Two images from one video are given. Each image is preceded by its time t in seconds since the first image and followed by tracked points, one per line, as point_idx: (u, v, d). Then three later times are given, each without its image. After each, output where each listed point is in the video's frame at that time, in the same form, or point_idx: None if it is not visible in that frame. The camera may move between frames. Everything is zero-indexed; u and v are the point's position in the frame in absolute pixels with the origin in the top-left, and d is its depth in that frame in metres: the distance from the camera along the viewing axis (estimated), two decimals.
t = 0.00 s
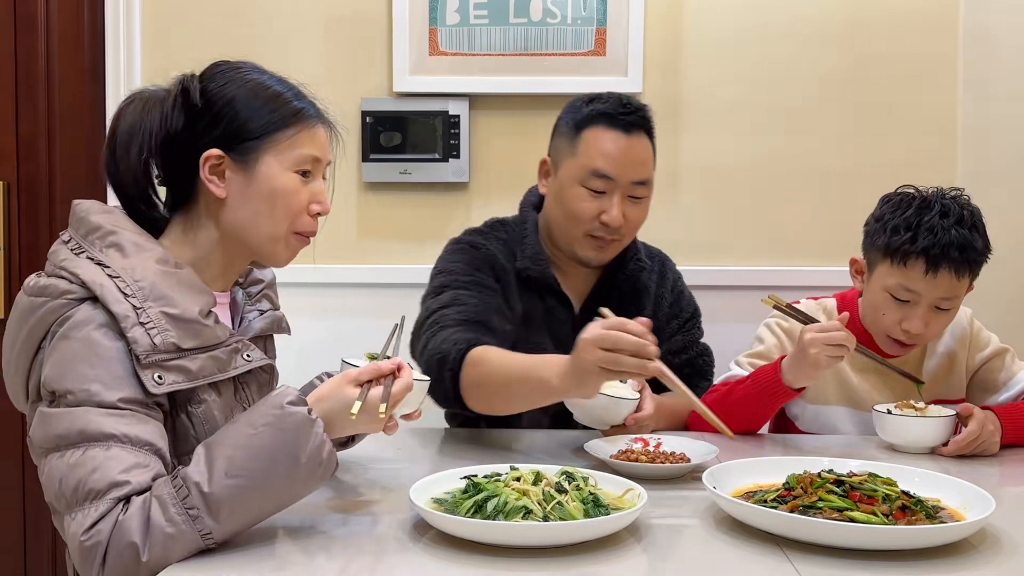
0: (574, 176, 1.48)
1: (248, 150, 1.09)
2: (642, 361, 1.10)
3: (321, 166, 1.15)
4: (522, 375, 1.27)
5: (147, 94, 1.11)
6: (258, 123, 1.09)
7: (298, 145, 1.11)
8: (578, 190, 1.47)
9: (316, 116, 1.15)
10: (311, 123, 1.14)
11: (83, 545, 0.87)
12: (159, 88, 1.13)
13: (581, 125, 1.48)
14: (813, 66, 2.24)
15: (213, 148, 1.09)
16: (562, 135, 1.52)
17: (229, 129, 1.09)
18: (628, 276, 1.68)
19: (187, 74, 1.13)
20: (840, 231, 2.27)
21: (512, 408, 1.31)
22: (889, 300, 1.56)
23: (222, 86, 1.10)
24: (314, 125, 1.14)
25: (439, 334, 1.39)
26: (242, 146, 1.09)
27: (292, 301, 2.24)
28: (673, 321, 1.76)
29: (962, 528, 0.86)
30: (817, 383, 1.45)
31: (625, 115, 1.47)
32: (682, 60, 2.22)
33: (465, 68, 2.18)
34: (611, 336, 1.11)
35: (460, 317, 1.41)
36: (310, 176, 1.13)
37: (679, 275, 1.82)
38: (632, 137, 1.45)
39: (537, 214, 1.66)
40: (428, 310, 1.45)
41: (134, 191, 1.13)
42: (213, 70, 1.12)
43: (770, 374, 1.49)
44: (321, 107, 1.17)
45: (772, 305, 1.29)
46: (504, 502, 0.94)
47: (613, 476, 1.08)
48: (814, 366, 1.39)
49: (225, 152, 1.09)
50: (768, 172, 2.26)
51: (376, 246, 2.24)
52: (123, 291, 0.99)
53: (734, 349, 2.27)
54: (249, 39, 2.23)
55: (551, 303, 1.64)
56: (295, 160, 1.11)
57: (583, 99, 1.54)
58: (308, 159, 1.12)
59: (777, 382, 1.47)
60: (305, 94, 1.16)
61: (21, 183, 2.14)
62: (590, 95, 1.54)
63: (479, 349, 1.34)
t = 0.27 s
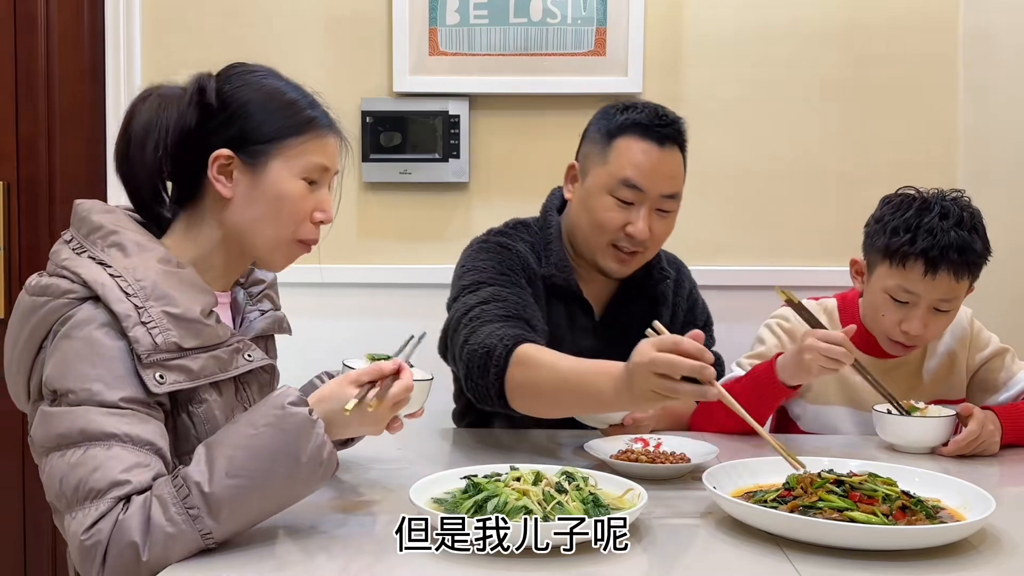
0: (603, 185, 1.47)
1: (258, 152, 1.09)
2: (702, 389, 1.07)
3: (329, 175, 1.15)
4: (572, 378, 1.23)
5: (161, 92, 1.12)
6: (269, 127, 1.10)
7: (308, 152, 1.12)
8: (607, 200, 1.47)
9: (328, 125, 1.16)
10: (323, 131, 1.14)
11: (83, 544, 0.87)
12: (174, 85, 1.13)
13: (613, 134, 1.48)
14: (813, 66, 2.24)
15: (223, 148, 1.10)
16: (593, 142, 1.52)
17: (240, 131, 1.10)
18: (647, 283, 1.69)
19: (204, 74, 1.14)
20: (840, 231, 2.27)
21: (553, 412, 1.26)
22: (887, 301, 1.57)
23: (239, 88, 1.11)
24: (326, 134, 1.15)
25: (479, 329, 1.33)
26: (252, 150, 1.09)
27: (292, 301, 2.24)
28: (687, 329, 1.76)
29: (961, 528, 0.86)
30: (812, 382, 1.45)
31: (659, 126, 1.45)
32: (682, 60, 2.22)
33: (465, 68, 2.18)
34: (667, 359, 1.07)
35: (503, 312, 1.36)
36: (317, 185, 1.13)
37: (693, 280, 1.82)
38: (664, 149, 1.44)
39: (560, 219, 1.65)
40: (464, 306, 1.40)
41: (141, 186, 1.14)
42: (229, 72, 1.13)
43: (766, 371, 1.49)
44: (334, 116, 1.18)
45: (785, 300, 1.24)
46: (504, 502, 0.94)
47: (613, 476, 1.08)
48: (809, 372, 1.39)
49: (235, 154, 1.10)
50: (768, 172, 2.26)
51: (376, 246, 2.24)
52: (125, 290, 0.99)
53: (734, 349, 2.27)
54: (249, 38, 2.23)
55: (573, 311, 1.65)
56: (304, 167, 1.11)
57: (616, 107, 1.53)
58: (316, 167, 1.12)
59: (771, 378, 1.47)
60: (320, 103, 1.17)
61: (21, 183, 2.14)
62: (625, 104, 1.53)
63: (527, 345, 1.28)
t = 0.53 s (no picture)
0: (615, 192, 1.47)
1: (274, 161, 1.10)
2: (708, 396, 1.07)
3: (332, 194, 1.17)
4: (572, 381, 1.22)
5: (198, 80, 1.11)
6: (287, 139, 1.11)
7: (321, 170, 1.14)
8: (619, 208, 1.47)
9: (341, 147, 1.17)
10: (336, 153, 1.16)
11: (79, 544, 0.88)
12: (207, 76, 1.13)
13: (629, 141, 1.48)
14: (812, 66, 2.24)
15: (241, 151, 1.10)
16: (607, 146, 1.52)
17: (258, 138, 1.10)
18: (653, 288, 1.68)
19: (232, 70, 1.15)
20: (840, 231, 2.27)
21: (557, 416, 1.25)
22: (886, 301, 1.57)
23: (265, 94, 1.12)
24: (338, 156, 1.17)
25: (479, 334, 1.33)
26: (269, 162, 1.10)
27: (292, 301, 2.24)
28: (691, 334, 1.76)
29: (961, 528, 0.86)
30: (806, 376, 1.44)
31: (675, 136, 1.45)
32: (682, 60, 2.22)
33: (465, 68, 2.18)
34: (672, 368, 1.07)
35: (504, 319, 1.36)
36: (320, 202, 1.15)
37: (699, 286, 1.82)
38: (679, 160, 1.44)
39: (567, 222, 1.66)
40: (467, 308, 1.40)
41: (167, 174, 1.12)
42: (255, 83, 1.13)
43: (760, 368, 1.49)
44: (347, 138, 1.19)
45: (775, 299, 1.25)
46: (504, 502, 0.94)
47: (613, 476, 1.08)
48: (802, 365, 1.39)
49: (252, 158, 1.10)
50: (768, 173, 2.26)
51: (376, 246, 2.24)
52: (117, 289, 1.00)
53: (734, 349, 2.27)
54: (249, 38, 2.22)
55: (580, 316, 1.64)
56: (314, 184, 1.13)
57: (633, 113, 1.53)
58: (324, 185, 1.14)
59: (765, 374, 1.47)
60: (336, 123, 1.18)
61: (21, 183, 2.14)
62: (641, 110, 1.53)
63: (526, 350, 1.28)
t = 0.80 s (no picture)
0: (611, 192, 1.47)
1: (272, 160, 1.10)
2: (699, 392, 1.07)
3: (332, 194, 1.17)
4: (557, 386, 1.22)
5: (194, 82, 1.12)
6: (283, 139, 1.11)
7: (319, 169, 1.13)
8: (614, 208, 1.47)
9: (339, 146, 1.17)
10: (333, 152, 1.16)
11: (79, 526, 0.89)
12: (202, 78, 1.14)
13: (625, 141, 1.48)
14: (812, 66, 2.24)
15: (237, 150, 1.10)
16: (603, 146, 1.52)
17: (253, 138, 1.10)
18: (651, 290, 1.68)
19: (229, 72, 1.15)
20: (840, 231, 2.27)
21: (551, 417, 1.25)
22: (886, 302, 1.57)
23: (261, 95, 1.12)
24: (336, 155, 1.16)
25: (467, 339, 1.35)
26: (265, 161, 1.10)
27: (292, 301, 2.24)
28: (689, 334, 1.76)
29: (961, 528, 0.87)
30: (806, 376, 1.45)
31: (670, 135, 1.45)
32: (682, 60, 2.23)
33: (465, 68, 2.18)
34: (664, 362, 1.07)
35: (493, 323, 1.37)
36: (318, 201, 1.14)
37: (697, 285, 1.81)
38: (674, 160, 1.44)
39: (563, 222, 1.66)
40: (457, 311, 1.41)
41: (167, 174, 1.13)
42: (251, 84, 1.13)
43: (759, 369, 1.49)
44: (345, 138, 1.19)
45: (771, 300, 1.22)
46: (504, 502, 0.94)
47: (613, 476, 1.08)
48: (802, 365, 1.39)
49: (248, 156, 1.10)
50: (768, 173, 2.26)
51: (377, 246, 2.24)
52: (115, 285, 1.01)
53: (734, 349, 2.27)
54: (249, 38, 2.22)
55: (577, 317, 1.64)
56: (312, 183, 1.12)
57: (630, 113, 1.53)
58: (322, 184, 1.14)
59: (766, 374, 1.48)
60: (334, 122, 1.18)
61: (21, 183, 2.14)
62: (638, 109, 1.53)
63: (513, 353, 1.29)
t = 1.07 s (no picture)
0: (604, 189, 1.47)
1: (271, 162, 1.10)
2: (700, 399, 1.07)
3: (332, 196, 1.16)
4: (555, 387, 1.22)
5: (195, 85, 1.12)
6: (283, 141, 1.10)
7: (318, 172, 1.13)
8: (607, 205, 1.47)
9: (339, 149, 1.17)
10: (334, 155, 1.16)
11: (77, 508, 0.89)
12: (203, 81, 1.14)
13: (618, 139, 1.48)
14: (812, 65, 2.24)
15: (237, 153, 1.10)
16: (598, 144, 1.52)
17: (253, 140, 1.10)
18: (649, 289, 1.68)
19: (230, 75, 1.16)
20: (840, 231, 2.27)
21: (546, 416, 1.25)
22: (886, 304, 1.57)
23: (261, 97, 1.12)
24: (337, 157, 1.16)
25: (464, 339, 1.35)
26: (263, 164, 1.10)
27: (292, 301, 2.24)
28: (687, 334, 1.76)
29: (961, 528, 0.87)
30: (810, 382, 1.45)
31: (662, 132, 1.46)
32: (682, 60, 2.23)
33: (465, 68, 2.18)
34: (669, 368, 1.07)
35: (490, 323, 1.37)
36: (318, 204, 1.14)
37: (695, 286, 1.81)
38: (667, 157, 1.44)
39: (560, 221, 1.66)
40: (454, 311, 1.41)
41: (166, 175, 1.13)
42: (251, 86, 1.13)
43: (765, 374, 1.48)
44: (346, 141, 1.19)
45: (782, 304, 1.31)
46: (504, 502, 0.94)
47: (613, 476, 1.08)
48: (809, 375, 1.39)
49: (248, 159, 1.10)
50: (767, 172, 2.26)
51: (377, 246, 2.24)
52: (110, 283, 1.01)
53: (734, 349, 2.27)
54: (249, 38, 2.22)
55: (574, 316, 1.64)
56: (312, 185, 1.12)
57: (624, 111, 1.53)
58: (322, 187, 1.13)
59: (769, 378, 1.47)
60: (334, 126, 1.18)
61: (21, 183, 2.14)
62: (633, 107, 1.53)
63: (512, 354, 1.29)
